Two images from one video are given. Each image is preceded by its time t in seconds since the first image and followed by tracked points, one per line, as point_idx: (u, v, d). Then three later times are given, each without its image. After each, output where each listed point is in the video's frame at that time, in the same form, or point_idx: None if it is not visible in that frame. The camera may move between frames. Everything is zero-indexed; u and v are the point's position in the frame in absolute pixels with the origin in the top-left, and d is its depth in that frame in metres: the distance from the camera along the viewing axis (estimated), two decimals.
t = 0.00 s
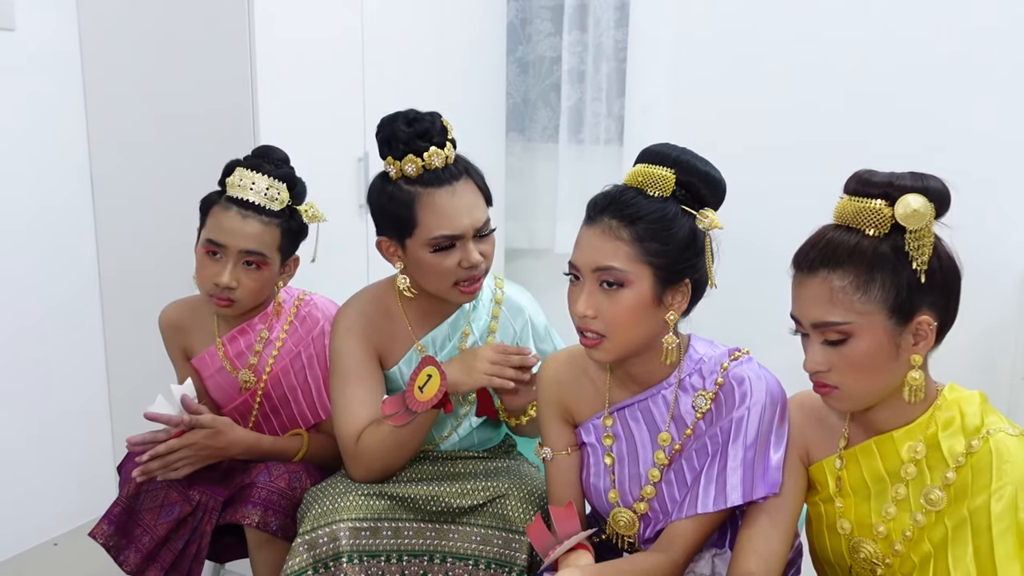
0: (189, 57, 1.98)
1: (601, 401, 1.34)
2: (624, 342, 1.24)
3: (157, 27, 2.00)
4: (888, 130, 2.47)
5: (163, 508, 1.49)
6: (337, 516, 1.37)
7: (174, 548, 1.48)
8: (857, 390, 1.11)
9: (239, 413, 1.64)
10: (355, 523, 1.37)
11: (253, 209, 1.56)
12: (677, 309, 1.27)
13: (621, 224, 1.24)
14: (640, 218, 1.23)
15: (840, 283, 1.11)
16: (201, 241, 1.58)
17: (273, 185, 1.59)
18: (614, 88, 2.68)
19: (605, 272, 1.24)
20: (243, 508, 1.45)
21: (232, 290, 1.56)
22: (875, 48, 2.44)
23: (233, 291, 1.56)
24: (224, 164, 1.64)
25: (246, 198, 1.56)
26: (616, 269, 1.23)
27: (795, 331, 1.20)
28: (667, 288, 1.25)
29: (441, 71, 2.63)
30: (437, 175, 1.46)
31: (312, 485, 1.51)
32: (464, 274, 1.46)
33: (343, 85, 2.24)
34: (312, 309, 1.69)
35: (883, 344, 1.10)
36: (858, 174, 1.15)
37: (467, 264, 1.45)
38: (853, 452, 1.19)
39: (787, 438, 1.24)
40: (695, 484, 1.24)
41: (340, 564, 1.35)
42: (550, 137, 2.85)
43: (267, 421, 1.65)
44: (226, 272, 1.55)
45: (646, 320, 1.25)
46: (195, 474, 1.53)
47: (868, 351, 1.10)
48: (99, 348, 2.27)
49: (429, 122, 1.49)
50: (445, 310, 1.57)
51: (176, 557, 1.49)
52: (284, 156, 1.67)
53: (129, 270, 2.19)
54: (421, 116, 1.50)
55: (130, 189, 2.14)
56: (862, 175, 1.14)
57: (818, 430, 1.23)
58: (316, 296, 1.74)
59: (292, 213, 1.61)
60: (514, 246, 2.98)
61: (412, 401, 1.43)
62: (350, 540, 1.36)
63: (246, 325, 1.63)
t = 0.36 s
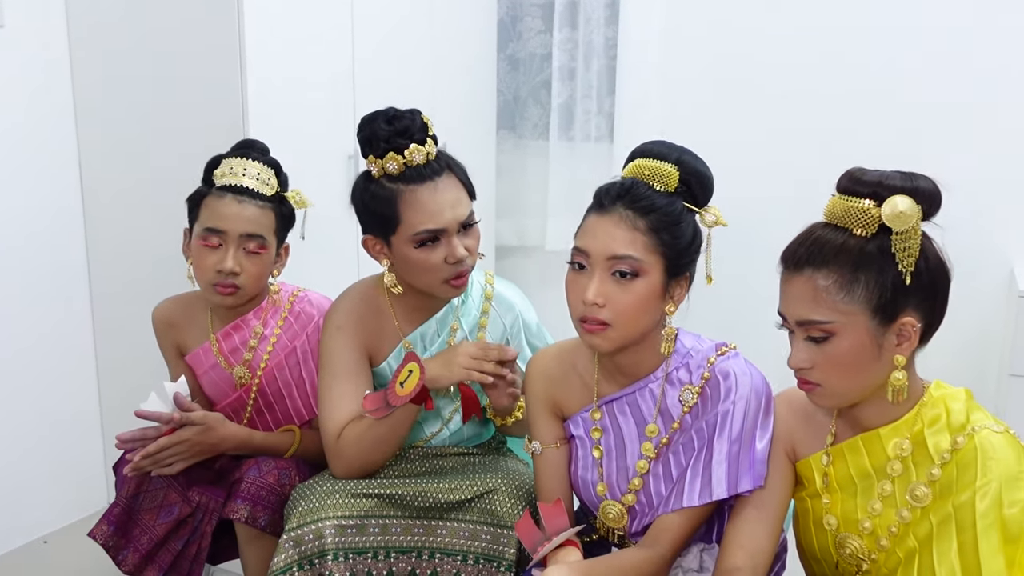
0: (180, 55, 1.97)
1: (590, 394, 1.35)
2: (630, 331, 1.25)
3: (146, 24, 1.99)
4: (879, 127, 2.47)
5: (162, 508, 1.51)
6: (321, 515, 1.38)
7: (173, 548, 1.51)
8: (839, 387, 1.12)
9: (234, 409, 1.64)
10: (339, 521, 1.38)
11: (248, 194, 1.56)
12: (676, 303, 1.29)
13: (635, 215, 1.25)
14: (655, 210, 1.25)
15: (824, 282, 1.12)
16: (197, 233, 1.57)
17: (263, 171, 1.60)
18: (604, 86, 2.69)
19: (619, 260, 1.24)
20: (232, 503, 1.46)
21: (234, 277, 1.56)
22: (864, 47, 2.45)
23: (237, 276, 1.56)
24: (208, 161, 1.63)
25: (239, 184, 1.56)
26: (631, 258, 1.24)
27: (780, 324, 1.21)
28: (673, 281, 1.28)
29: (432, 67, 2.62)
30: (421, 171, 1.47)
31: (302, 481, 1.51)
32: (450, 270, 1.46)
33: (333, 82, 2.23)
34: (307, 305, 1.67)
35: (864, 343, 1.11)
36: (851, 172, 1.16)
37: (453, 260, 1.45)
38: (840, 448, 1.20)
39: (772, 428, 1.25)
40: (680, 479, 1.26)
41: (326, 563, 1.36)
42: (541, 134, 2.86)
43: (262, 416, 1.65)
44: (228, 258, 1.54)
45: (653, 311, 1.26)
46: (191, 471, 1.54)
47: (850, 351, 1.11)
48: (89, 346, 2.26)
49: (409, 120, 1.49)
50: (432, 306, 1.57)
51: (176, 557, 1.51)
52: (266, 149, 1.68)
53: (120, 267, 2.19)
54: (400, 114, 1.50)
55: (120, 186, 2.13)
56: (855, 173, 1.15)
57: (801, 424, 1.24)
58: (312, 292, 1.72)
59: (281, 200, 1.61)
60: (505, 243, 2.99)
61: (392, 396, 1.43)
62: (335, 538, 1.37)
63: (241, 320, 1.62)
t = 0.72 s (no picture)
0: (174, 57, 1.97)
1: (579, 390, 1.37)
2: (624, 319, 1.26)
3: (138, 25, 1.99)
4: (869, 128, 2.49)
5: (157, 512, 1.50)
6: (316, 514, 1.38)
7: (169, 552, 1.50)
8: (818, 387, 1.14)
9: (221, 411, 1.64)
10: (334, 521, 1.37)
11: (230, 201, 1.56)
12: (663, 300, 1.30)
13: (641, 206, 1.27)
14: (661, 204, 1.27)
15: (807, 283, 1.13)
16: (186, 248, 1.55)
17: (227, 172, 1.58)
18: (596, 87, 2.70)
19: (620, 247, 1.25)
20: (226, 503, 1.46)
21: (235, 284, 1.57)
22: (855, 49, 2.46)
23: (237, 283, 1.57)
24: (166, 167, 1.60)
25: (214, 193, 1.55)
26: (632, 246, 1.25)
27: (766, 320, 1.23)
28: (669, 275, 1.29)
29: (425, 68, 2.62)
30: (415, 170, 1.47)
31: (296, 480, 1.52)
32: (440, 267, 1.47)
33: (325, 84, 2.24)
34: (288, 303, 1.68)
35: (844, 345, 1.12)
36: (842, 175, 1.16)
37: (444, 257, 1.46)
38: (827, 450, 1.21)
39: (759, 423, 1.27)
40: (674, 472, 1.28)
41: (321, 562, 1.36)
42: (534, 136, 2.86)
43: (250, 417, 1.65)
44: (228, 268, 1.55)
45: (644, 301, 1.27)
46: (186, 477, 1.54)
47: (832, 351, 1.12)
48: (80, 347, 2.26)
49: (403, 118, 1.50)
50: (424, 303, 1.57)
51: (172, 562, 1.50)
52: (221, 147, 1.66)
53: (112, 269, 2.18)
54: (395, 112, 1.51)
55: (112, 188, 2.13)
56: (846, 177, 1.15)
57: (789, 424, 1.25)
58: (293, 291, 1.73)
59: (252, 199, 1.61)
60: (496, 245, 2.99)
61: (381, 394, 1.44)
62: (330, 537, 1.37)
63: (222, 322, 1.63)
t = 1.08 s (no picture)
0: (167, 63, 1.97)
1: (579, 391, 1.40)
2: (614, 314, 1.28)
3: (133, 29, 1.99)
4: (863, 131, 2.50)
5: (147, 519, 1.50)
6: (311, 518, 1.38)
7: (159, 560, 1.50)
8: (809, 391, 1.14)
9: (207, 423, 1.64)
10: (328, 525, 1.38)
11: (192, 210, 1.56)
12: (655, 293, 1.32)
13: (616, 205, 1.30)
14: (636, 202, 1.30)
15: (797, 287, 1.14)
16: (155, 264, 1.55)
17: (185, 180, 1.60)
18: (590, 91, 2.70)
19: (600, 246, 1.28)
20: (220, 509, 1.45)
21: (211, 293, 1.57)
22: (848, 52, 2.47)
23: (213, 292, 1.57)
24: (121, 187, 1.59)
25: (175, 205, 1.56)
26: (612, 245, 1.28)
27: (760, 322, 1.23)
28: (653, 270, 1.31)
29: (419, 73, 2.62)
30: (401, 172, 1.47)
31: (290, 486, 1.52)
32: (430, 268, 1.47)
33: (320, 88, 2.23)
34: (266, 311, 1.68)
35: (834, 350, 1.12)
36: (840, 180, 1.16)
37: (434, 258, 1.46)
38: (823, 454, 1.21)
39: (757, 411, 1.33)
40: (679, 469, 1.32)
41: (316, 566, 1.36)
42: (528, 140, 2.86)
43: (235, 428, 1.65)
44: (201, 277, 1.55)
45: (632, 297, 1.29)
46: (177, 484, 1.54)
47: (822, 356, 1.13)
48: (74, 352, 2.25)
49: (389, 120, 1.50)
50: (415, 305, 1.58)
51: (163, 569, 1.50)
52: (172, 156, 1.66)
53: (106, 275, 2.18)
54: (381, 115, 1.51)
55: (106, 193, 2.13)
56: (844, 182, 1.15)
57: (784, 427, 1.25)
58: (270, 300, 1.73)
59: (214, 204, 1.62)
60: (492, 248, 2.99)
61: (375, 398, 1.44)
62: (325, 541, 1.37)
63: (202, 334, 1.62)
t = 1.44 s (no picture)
0: (164, 68, 1.97)
1: (584, 394, 1.40)
2: (631, 315, 1.28)
3: (129, 34, 1.99)
4: (859, 134, 2.50)
5: (140, 533, 1.48)
6: (312, 520, 1.38)
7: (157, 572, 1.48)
8: (808, 394, 1.14)
9: (198, 430, 1.64)
10: (330, 527, 1.38)
11: (176, 210, 1.56)
12: (667, 291, 1.33)
13: (620, 208, 1.30)
14: (640, 203, 1.30)
15: (799, 289, 1.14)
16: (141, 267, 1.55)
17: (173, 182, 1.60)
18: (586, 95, 2.70)
19: (610, 250, 1.28)
20: (219, 520, 1.45)
21: (199, 294, 1.57)
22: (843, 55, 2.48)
23: (201, 293, 1.57)
24: (108, 190, 1.60)
25: (160, 206, 1.55)
26: (622, 247, 1.28)
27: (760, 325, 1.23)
28: (664, 268, 1.32)
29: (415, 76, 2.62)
30: (389, 170, 1.48)
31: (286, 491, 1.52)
32: (419, 265, 1.46)
33: (315, 93, 2.23)
34: (263, 317, 1.68)
35: (834, 353, 1.12)
36: (843, 183, 1.16)
37: (423, 254, 1.45)
38: (822, 456, 1.21)
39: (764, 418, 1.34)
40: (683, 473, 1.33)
41: (318, 567, 1.36)
42: (524, 144, 2.86)
43: (227, 436, 1.65)
44: (188, 279, 1.55)
45: (647, 296, 1.30)
46: (170, 495, 1.53)
47: (820, 358, 1.13)
48: (68, 358, 2.24)
49: (380, 121, 1.51)
50: (412, 307, 1.57)
51: None
52: (162, 159, 1.66)
53: (103, 281, 2.18)
54: (374, 117, 1.52)
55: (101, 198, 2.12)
56: (847, 185, 1.15)
57: (781, 430, 1.25)
58: (267, 304, 1.73)
59: (203, 203, 1.62)
60: (488, 252, 2.99)
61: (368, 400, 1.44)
62: (327, 542, 1.37)
63: (196, 338, 1.62)
